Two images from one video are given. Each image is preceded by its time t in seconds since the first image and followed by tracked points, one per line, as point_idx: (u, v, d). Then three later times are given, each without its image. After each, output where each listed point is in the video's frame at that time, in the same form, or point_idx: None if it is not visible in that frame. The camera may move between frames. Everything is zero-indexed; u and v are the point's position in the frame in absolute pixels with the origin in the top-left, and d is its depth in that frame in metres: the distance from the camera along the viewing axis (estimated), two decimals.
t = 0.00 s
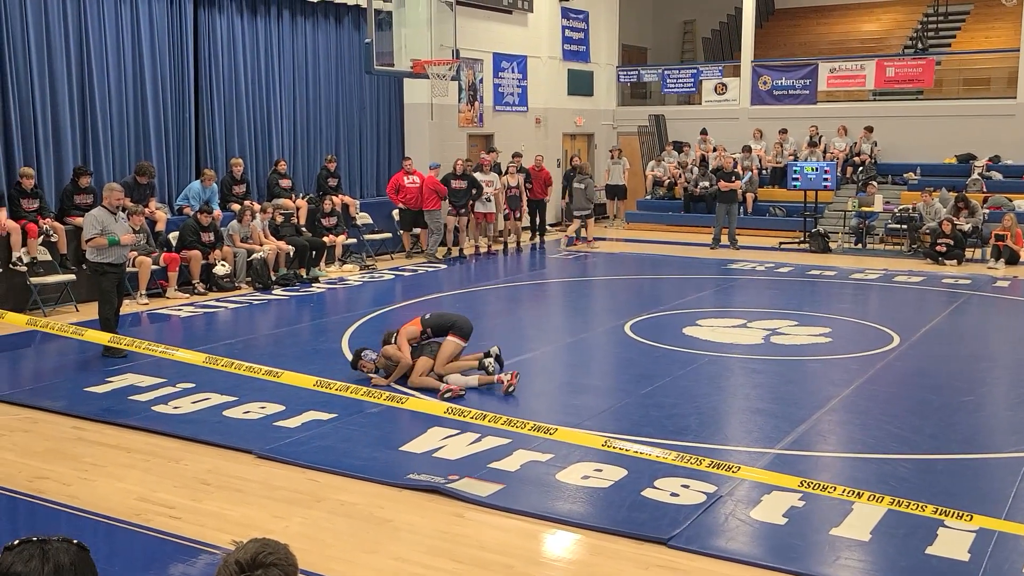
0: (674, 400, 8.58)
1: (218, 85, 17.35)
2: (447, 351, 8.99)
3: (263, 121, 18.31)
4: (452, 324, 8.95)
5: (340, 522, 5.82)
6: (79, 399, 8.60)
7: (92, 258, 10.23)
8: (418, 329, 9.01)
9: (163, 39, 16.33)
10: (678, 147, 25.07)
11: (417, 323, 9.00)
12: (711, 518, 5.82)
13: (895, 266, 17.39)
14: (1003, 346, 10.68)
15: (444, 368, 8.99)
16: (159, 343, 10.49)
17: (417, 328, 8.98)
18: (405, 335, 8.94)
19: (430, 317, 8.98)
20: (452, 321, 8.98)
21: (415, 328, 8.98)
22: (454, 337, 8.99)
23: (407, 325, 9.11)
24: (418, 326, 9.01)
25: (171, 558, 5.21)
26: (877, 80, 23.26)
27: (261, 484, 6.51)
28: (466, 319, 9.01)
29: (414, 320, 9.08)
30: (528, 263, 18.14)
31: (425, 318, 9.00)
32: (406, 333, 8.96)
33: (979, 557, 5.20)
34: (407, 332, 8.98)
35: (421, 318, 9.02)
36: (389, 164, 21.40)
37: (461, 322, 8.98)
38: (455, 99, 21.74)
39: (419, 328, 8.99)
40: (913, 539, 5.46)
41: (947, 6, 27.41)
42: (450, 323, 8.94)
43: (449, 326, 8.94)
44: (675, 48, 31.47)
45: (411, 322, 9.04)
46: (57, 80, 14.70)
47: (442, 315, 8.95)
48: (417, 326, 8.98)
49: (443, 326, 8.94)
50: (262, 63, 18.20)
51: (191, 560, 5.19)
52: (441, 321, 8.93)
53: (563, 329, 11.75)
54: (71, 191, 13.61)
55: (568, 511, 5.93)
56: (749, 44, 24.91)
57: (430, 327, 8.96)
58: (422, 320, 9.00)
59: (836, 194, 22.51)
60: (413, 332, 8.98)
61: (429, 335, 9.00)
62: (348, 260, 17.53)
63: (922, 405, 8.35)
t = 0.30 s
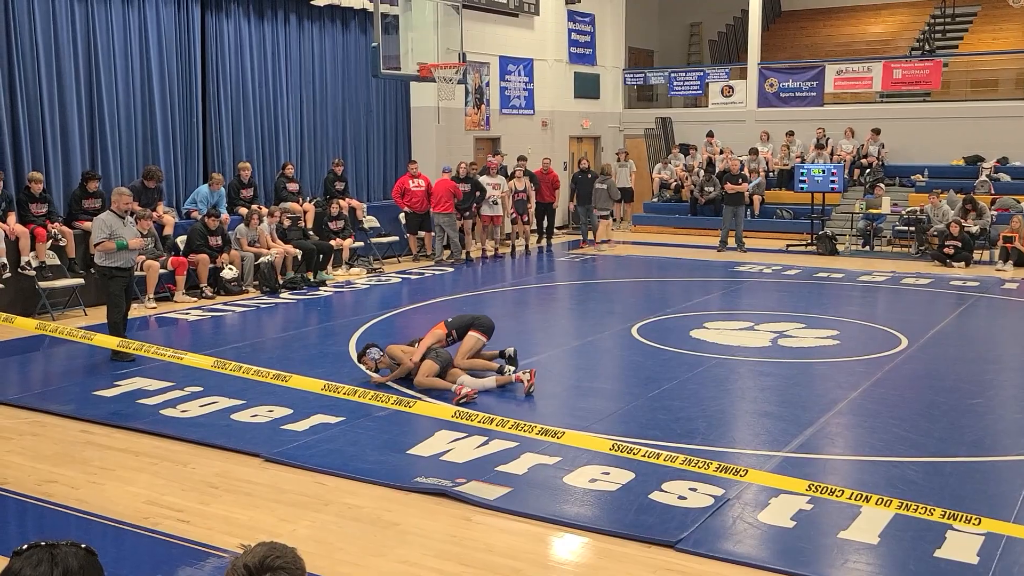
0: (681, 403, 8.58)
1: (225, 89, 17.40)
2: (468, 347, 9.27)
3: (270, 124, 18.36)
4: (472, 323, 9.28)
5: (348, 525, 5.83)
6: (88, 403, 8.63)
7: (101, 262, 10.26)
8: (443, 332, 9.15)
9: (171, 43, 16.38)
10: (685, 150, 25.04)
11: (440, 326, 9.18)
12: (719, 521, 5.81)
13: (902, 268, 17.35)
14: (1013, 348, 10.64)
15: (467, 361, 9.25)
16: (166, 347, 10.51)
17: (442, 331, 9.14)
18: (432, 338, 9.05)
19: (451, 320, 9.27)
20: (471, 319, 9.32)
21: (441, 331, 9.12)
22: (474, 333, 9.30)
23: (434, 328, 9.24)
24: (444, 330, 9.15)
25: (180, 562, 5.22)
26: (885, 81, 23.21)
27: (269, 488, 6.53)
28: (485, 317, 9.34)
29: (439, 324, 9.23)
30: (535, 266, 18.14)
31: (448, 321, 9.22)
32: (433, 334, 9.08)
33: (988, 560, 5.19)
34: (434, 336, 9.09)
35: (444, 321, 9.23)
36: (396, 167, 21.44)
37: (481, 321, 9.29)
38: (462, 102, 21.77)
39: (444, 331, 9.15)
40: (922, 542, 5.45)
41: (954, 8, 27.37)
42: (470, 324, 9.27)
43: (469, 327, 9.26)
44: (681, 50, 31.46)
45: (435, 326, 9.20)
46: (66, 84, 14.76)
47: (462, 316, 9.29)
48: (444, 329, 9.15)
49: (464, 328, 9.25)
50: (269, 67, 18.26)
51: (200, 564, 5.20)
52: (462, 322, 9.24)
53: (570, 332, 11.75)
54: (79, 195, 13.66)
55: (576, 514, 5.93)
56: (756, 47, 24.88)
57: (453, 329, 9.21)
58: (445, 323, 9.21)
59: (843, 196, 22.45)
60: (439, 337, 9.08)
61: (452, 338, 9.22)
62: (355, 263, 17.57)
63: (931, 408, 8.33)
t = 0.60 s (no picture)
0: (687, 405, 8.57)
1: (231, 93, 17.43)
2: (486, 343, 9.25)
3: (275, 127, 18.38)
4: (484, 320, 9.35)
5: (353, 527, 5.83)
6: (94, 405, 8.64)
7: (107, 265, 10.30)
8: (456, 330, 9.26)
9: (176, 47, 16.42)
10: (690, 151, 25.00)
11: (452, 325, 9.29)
12: (725, 523, 5.80)
13: (908, 269, 17.32)
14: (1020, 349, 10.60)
15: (489, 353, 9.24)
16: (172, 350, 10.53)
17: (456, 330, 9.24)
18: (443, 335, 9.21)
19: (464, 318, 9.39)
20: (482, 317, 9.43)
21: (454, 328, 9.24)
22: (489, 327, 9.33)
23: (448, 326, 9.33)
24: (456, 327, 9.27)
25: (186, 564, 5.23)
26: (890, 82, 23.15)
27: (275, 490, 6.53)
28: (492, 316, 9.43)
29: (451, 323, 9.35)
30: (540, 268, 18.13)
31: (461, 320, 9.35)
32: (446, 333, 9.19)
33: (996, 562, 5.16)
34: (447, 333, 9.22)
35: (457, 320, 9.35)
36: (401, 170, 21.44)
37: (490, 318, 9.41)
38: (467, 104, 21.74)
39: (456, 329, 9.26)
40: (929, 544, 5.42)
41: (960, 8, 27.32)
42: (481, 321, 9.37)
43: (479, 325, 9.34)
44: (686, 52, 31.42)
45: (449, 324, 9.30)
46: (72, 87, 14.80)
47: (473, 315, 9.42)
48: (456, 327, 9.27)
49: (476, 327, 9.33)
50: (275, 69, 18.29)
51: (205, 566, 5.20)
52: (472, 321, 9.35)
53: (576, 334, 11.75)
54: (85, 198, 13.68)
55: (582, 516, 5.92)
56: (762, 48, 24.84)
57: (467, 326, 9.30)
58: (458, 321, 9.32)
59: (849, 197, 22.38)
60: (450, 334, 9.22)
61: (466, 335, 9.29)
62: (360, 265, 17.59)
63: (938, 409, 8.31)
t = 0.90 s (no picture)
0: (692, 406, 8.56)
1: (235, 95, 17.48)
2: (495, 346, 9.29)
3: (279, 129, 18.41)
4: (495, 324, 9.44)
5: (358, 529, 5.82)
6: (99, 408, 8.65)
7: (112, 267, 10.32)
8: (466, 330, 9.21)
9: (181, 50, 16.45)
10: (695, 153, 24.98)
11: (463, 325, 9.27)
12: (730, 524, 5.79)
13: (914, 270, 17.29)
14: None
15: (498, 356, 9.24)
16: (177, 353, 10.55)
17: (465, 331, 9.19)
18: (452, 335, 9.13)
19: (477, 321, 9.41)
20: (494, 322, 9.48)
21: (464, 329, 9.18)
22: (499, 332, 9.37)
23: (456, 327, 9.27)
24: (466, 328, 9.23)
25: (190, 566, 5.23)
26: (894, 83, 23.14)
27: (279, 492, 6.53)
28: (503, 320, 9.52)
29: (461, 323, 9.31)
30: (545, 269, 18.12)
31: (472, 323, 9.34)
32: (455, 333, 9.11)
33: (1003, 563, 5.14)
34: (455, 333, 9.15)
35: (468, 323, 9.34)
36: (405, 172, 21.46)
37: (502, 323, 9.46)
38: (471, 106, 21.76)
39: (467, 329, 9.23)
40: (936, 545, 5.41)
41: (964, 9, 27.33)
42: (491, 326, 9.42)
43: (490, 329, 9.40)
44: (690, 53, 31.42)
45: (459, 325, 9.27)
46: (77, 90, 14.83)
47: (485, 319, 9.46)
48: (467, 329, 9.20)
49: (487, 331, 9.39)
50: (279, 72, 18.34)
51: (210, 568, 5.20)
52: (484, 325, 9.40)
53: (580, 336, 11.74)
54: (90, 201, 13.73)
55: (587, 518, 5.91)
56: (766, 50, 24.83)
57: (476, 329, 9.33)
58: (469, 323, 9.31)
59: (854, 198, 22.35)
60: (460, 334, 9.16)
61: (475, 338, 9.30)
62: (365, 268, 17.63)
63: (944, 409, 8.29)
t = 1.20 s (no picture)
0: (697, 407, 8.56)
1: (239, 96, 17.49)
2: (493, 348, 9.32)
3: (283, 130, 18.42)
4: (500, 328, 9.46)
5: (362, 530, 5.83)
6: (104, 409, 8.66)
7: (118, 268, 10.34)
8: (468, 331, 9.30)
9: (184, 52, 16.47)
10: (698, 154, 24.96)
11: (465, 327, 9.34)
12: (735, 525, 5.78)
13: (918, 271, 17.27)
14: None
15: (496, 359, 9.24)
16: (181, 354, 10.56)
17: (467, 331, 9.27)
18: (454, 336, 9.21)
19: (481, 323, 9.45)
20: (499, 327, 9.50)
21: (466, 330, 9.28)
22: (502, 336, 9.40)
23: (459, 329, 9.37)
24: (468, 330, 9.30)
25: (195, 568, 5.23)
26: (899, 83, 23.12)
27: (284, 493, 6.54)
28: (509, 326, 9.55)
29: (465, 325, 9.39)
30: (550, 271, 18.12)
31: (476, 325, 9.42)
32: (456, 332, 9.23)
33: (1008, 565, 5.13)
34: (457, 334, 9.24)
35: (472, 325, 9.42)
36: (409, 174, 21.47)
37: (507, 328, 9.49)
38: (475, 107, 21.79)
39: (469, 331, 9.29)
40: (940, 547, 5.40)
41: (969, 9, 27.32)
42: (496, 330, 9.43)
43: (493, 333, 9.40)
44: (694, 54, 31.41)
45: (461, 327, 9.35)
46: (81, 91, 14.87)
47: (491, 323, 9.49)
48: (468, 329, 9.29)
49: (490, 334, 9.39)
50: (283, 73, 18.35)
51: (214, 570, 5.20)
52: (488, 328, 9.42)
53: (584, 337, 11.74)
54: (94, 203, 13.76)
55: (591, 519, 5.91)
56: (770, 51, 24.81)
57: (479, 331, 9.37)
58: (473, 326, 9.39)
59: (858, 199, 22.32)
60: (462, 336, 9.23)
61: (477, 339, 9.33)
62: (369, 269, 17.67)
63: (949, 411, 8.27)
